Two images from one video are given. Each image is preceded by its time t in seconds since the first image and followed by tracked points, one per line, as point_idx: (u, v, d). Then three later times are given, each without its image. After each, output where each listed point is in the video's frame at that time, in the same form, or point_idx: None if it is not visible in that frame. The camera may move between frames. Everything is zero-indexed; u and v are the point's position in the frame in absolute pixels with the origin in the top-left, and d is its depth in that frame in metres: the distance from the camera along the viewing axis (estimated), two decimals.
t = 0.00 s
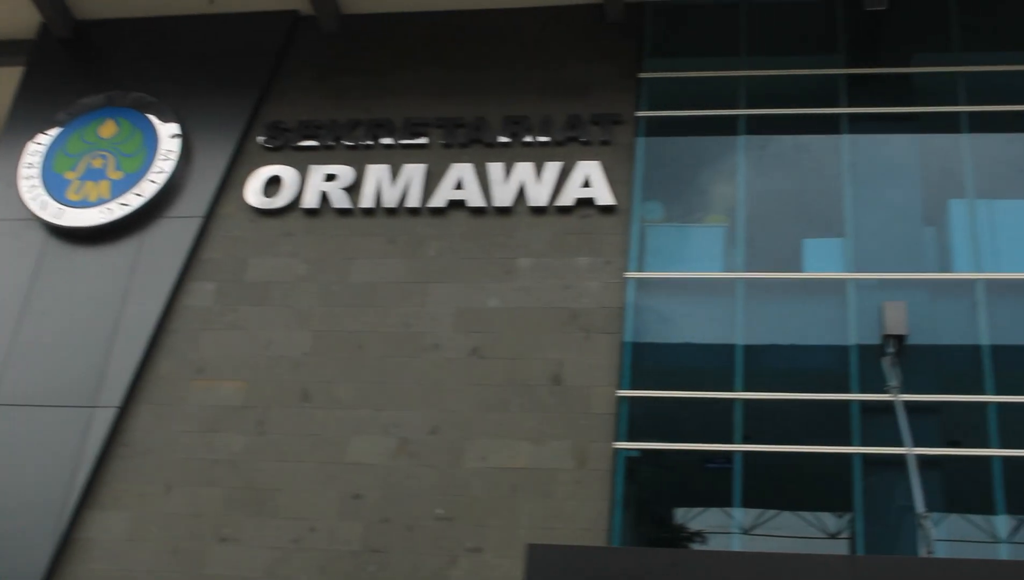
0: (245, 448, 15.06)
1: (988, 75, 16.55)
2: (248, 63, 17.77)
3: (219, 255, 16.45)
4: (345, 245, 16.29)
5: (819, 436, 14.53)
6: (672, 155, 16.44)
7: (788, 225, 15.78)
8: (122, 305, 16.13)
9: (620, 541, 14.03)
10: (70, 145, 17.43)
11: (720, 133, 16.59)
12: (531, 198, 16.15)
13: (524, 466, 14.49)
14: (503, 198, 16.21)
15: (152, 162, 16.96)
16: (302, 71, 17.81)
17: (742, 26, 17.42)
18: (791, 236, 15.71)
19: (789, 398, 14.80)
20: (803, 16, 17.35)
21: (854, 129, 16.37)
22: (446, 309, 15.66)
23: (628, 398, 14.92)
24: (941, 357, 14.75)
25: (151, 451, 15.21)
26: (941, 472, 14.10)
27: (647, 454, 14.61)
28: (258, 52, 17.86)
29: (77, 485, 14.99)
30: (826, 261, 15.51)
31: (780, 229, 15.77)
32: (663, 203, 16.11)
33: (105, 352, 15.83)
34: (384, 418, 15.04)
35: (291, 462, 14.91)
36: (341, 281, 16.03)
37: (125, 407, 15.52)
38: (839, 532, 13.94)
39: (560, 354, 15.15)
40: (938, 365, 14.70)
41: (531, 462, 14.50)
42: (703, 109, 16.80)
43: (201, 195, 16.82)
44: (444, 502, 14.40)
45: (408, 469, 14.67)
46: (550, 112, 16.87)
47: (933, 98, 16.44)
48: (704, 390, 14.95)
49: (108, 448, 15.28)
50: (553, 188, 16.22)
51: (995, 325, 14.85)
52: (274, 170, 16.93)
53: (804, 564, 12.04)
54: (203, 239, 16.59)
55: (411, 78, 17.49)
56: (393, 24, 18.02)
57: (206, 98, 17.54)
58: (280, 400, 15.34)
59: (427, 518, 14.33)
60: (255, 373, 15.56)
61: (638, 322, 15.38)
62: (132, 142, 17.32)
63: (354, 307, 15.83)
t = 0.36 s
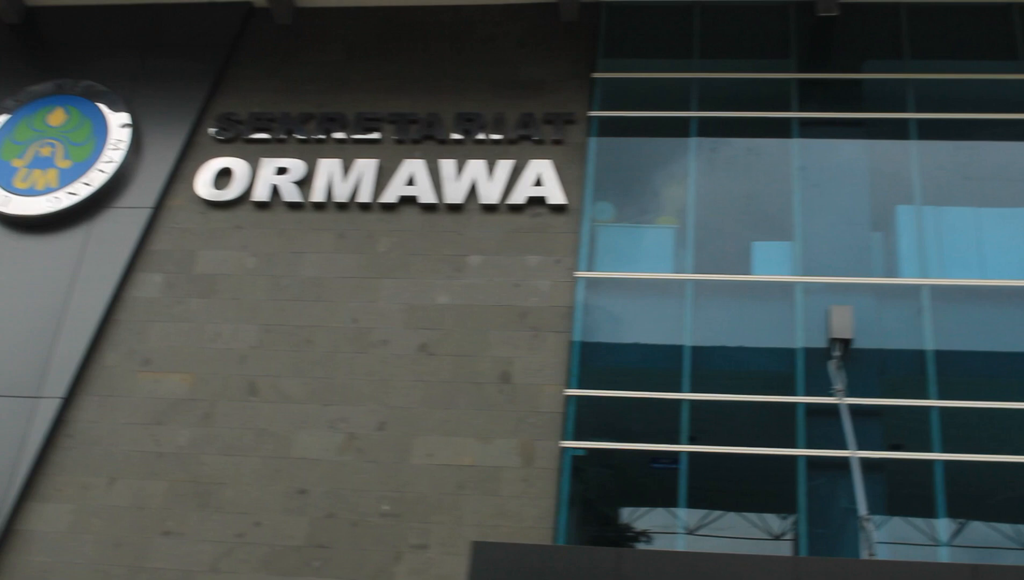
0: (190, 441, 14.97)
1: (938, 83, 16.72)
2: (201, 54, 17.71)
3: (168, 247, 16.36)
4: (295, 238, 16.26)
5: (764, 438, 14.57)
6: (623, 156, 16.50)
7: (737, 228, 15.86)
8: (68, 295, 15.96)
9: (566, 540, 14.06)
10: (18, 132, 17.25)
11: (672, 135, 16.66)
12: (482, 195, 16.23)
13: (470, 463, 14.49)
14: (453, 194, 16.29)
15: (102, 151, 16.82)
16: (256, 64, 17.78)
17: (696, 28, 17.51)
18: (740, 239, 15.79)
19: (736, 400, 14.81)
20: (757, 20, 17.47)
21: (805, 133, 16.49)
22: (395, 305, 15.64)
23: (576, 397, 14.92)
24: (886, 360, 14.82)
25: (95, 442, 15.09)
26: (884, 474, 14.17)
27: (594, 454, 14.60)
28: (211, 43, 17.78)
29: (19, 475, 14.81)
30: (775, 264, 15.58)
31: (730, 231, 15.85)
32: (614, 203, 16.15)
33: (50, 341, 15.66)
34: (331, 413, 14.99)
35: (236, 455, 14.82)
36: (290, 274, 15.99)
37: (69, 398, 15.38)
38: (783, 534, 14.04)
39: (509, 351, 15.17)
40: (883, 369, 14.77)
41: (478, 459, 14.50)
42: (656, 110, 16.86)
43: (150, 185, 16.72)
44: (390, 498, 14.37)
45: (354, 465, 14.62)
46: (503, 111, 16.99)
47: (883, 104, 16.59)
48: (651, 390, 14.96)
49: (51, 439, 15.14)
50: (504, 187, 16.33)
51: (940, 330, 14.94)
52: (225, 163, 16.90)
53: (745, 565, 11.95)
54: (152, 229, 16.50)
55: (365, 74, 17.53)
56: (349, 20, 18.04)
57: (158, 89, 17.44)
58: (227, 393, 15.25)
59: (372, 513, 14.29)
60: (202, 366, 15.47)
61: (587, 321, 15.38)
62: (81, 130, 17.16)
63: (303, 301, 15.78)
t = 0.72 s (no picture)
0: (148, 437, 14.88)
1: (900, 89, 16.83)
2: (165, 48, 17.66)
3: (129, 241, 16.28)
4: (256, 234, 16.22)
5: (723, 440, 14.61)
6: (587, 156, 16.53)
7: (700, 231, 15.90)
8: (27, 287, 15.84)
9: (525, 540, 14.05)
10: None
11: (636, 136, 16.69)
12: (445, 194, 16.25)
13: (430, 463, 14.47)
14: (417, 193, 16.29)
15: (63, 143, 16.74)
16: (219, 59, 17.73)
17: (662, 30, 17.56)
18: (702, 241, 15.83)
19: (695, 402, 14.86)
20: (722, 24, 17.53)
21: (767, 137, 16.57)
22: (357, 302, 15.61)
23: (536, 397, 14.90)
24: (845, 365, 14.88)
25: (52, 437, 14.98)
26: (841, 477, 14.24)
27: (554, 454, 14.59)
28: (175, 37, 17.75)
29: None
30: (736, 267, 15.63)
31: (691, 233, 15.90)
32: (577, 204, 16.16)
33: (8, 334, 15.55)
34: (290, 410, 14.94)
35: (195, 451, 14.75)
36: (252, 270, 15.93)
37: (27, 392, 15.27)
38: (741, 535, 14.08)
39: (470, 351, 15.17)
40: (842, 373, 14.83)
41: (438, 458, 14.49)
42: (620, 111, 16.88)
43: (112, 178, 16.64)
44: (348, 496, 14.33)
45: (313, 462, 14.58)
46: (467, 110, 17.01)
47: (846, 110, 16.69)
48: (611, 392, 14.95)
49: (8, 433, 15.03)
50: (468, 186, 16.34)
51: (899, 335, 15.01)
52: (187, 157, 16.83)
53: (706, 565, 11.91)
54: (113, 223, 16.41)
55: (329, 71, 17.51)
56: (315, 15, 18.00)
57: (120, 81, 17.36)
58: (186, 389, 15.17)
59: (331, 512, 14.25)
60: (162, 361, 15.38)
61: (548, 321, 15.38)
62: (42, 121, 17.08)
63: (265, 297, 15.73)
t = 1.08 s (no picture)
0: (92, 430, 14.76)
1: (853, 101, 17.01)
2: (120, 41, 17.69)
3: (78, 231, 16.17)
4: (208, 227, 16.15)
5: (670, 445, 14.54)
6: (540, 158, 16.57)
7: (652, 236, 15.95)
8: None
9: (469, 541, 13.92)
10: None
11: (591, 139, 16.75)
12: (398, 192, 16.27)
13: (377, 461, 14.43)
14: (370, 190, 16.30)
15: (14, 131, 16.56)
16: (175, 53, 17.76)
17: (618, 37, 17.69)
18: (653, 246, 15.88)
19: (643, 407, 14.79)
20: (677, 32, 17.69)
21: (721, 144, 16.68)
22: (307, 299, 15.56)
23: (485, 398, 14.86)
24: (792, 372, 14.95)
25: None
26: (785, 484, 14.22)
27: (500, 455, 14.51)
28: (131, 31, 17.80)
29: None
30: (687, 272, 15.69)
31: (643, 238, 15.95)
32: (530, 205, 16.20)
33: None
34: (237, 406, 14.86)
35: (139, 445, 14.64)
36: (203, 264, 15.85)
37: None
38: (686, 540, 13.97)
39: (420, 350, 15.17)
40: (789, 381, 14.89)
41: (384, 457, 14.46)
42: (575, 114, 16.95)
43: (62, 168, 16.55)
44: (293, 493, 14.26)
45: (258, 458, 14.50)
46: (422, 109, 17.06)
47: (799, 120, 16.82)
48: (559, 394, 14.91)
49: None
50: (421, 185, 16.37)
51: (846, 345, 15.11)
52: (139, 149, 16.76)
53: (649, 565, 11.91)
54: (62, 213, 16.31)
55: (285, 67, 17.54)
56: (273, 14, 18.08)
57: (74, 72, 17.34)
58: (132, 382, 15.06)
59: (275, 508, 14.16)
60: (109, 354, 15.27)
61: (498, 321, 15.38)
62: None
63: (214, 291, 15.66)
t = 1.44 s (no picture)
0: (44, 421, 14.66)
1: (814, 108, 17.11)
2: (81, 32, 17.66)
3: (35, 221, 16.06)
4: (166, 220, 16.09)
5: (624, 447, 14.57)
6: (501, 158, 16.60)
7: (611, 239, 15.99)
8: None
9: (421, 539, 13.91)
10: None
11: (553, 141, 16.79)
12: (358, 188, 16.27)
13: (330, 458, 14.40)
14: (330, 186, 16.28)
15: None
16: (136, 44, 17.71)
17: (583, 39, 17.75)
18: (612, 248, 15.92)
19: (598, 408, 14.82)
20: (641, 37, 17.78)
21: (682, 148, 16.75)
22: (265, 294, 15.52)
23: (440, 396, 14.84)
24: (747, 376, 15.01)
25: None
26: (737, 488, 14.26)
27: (455, 454, 14.48)
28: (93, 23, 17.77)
29: None
30: (644, 275, 15.74)
31: (601, 240, 15.99)
32: (489, 205, 16.21)
33: None
34: (191, 400, 14.79)
35: (91, 438, 14.55)
36: (161, 257, 15.78)
37: None
38: (638, 542, 14.00)
39: (377, 347, 15.15)
40: (744, 385, 14.95)
41: (338, 454, 14.43)
42: (537, 115, 16.99)
43: (19, 156, 16.46)
44: (245, 488, 14.21)
45: (211, 453, 14.44)
46: (384, 106, 17.07)
47: (759, 126, 16.93)
48: (514, 394, 14.90)
49: None
50: (381, 182, 16.38)
51: (801, 351, 15.19)
52: (98, 139, 16.68)
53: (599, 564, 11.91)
54: (19, 201, 16.21)
55: (247, 61, 17.53)
56: (238, 8, 18.08)
57: (34, 61, 17.29)
58: (86, 374, 14.97)
59: (227, 503, 14.10)
60: (63, 345, 15.17)
61: (456, 320, 15.37)
62: None
63: (171, 284, 15.59)
